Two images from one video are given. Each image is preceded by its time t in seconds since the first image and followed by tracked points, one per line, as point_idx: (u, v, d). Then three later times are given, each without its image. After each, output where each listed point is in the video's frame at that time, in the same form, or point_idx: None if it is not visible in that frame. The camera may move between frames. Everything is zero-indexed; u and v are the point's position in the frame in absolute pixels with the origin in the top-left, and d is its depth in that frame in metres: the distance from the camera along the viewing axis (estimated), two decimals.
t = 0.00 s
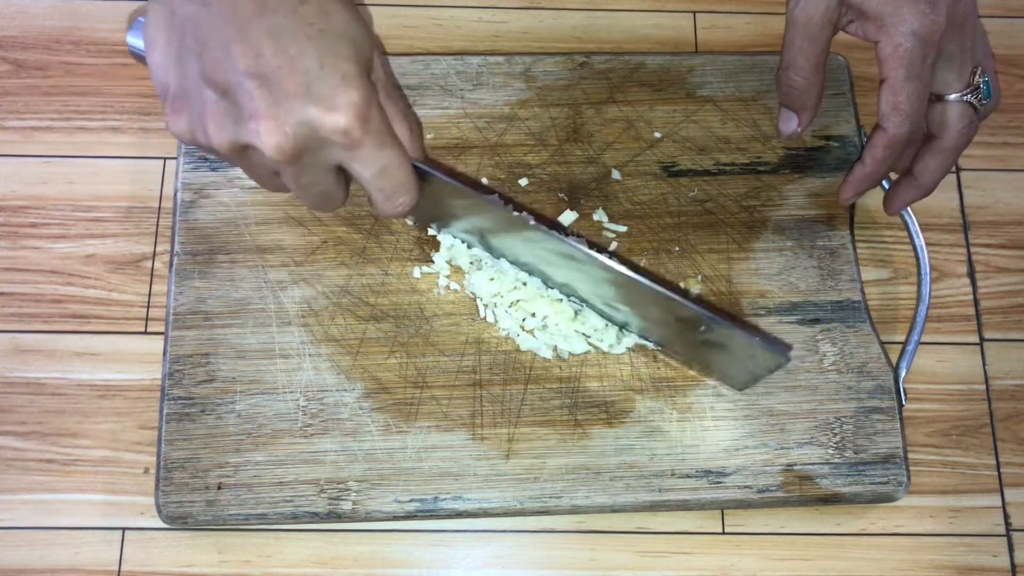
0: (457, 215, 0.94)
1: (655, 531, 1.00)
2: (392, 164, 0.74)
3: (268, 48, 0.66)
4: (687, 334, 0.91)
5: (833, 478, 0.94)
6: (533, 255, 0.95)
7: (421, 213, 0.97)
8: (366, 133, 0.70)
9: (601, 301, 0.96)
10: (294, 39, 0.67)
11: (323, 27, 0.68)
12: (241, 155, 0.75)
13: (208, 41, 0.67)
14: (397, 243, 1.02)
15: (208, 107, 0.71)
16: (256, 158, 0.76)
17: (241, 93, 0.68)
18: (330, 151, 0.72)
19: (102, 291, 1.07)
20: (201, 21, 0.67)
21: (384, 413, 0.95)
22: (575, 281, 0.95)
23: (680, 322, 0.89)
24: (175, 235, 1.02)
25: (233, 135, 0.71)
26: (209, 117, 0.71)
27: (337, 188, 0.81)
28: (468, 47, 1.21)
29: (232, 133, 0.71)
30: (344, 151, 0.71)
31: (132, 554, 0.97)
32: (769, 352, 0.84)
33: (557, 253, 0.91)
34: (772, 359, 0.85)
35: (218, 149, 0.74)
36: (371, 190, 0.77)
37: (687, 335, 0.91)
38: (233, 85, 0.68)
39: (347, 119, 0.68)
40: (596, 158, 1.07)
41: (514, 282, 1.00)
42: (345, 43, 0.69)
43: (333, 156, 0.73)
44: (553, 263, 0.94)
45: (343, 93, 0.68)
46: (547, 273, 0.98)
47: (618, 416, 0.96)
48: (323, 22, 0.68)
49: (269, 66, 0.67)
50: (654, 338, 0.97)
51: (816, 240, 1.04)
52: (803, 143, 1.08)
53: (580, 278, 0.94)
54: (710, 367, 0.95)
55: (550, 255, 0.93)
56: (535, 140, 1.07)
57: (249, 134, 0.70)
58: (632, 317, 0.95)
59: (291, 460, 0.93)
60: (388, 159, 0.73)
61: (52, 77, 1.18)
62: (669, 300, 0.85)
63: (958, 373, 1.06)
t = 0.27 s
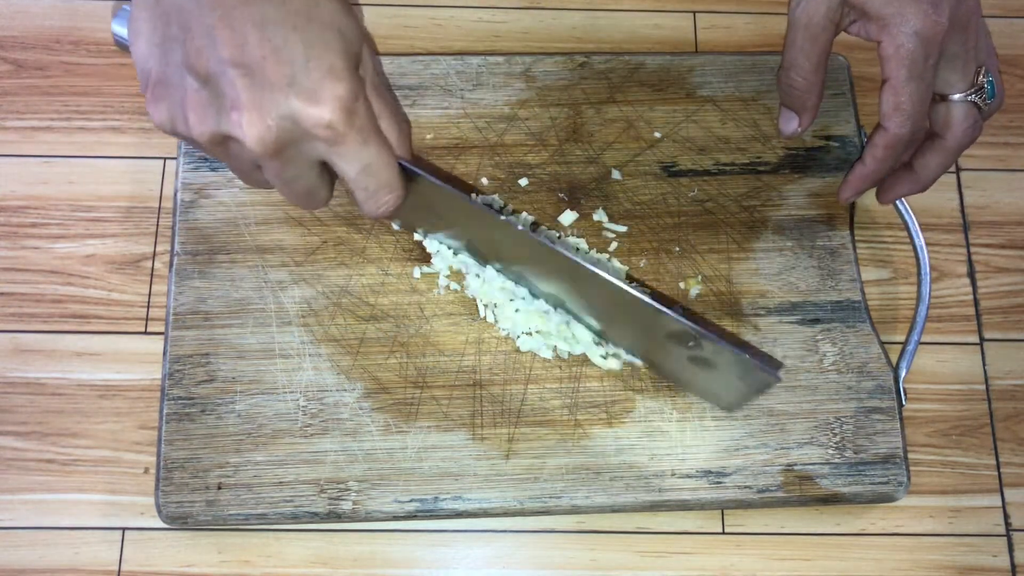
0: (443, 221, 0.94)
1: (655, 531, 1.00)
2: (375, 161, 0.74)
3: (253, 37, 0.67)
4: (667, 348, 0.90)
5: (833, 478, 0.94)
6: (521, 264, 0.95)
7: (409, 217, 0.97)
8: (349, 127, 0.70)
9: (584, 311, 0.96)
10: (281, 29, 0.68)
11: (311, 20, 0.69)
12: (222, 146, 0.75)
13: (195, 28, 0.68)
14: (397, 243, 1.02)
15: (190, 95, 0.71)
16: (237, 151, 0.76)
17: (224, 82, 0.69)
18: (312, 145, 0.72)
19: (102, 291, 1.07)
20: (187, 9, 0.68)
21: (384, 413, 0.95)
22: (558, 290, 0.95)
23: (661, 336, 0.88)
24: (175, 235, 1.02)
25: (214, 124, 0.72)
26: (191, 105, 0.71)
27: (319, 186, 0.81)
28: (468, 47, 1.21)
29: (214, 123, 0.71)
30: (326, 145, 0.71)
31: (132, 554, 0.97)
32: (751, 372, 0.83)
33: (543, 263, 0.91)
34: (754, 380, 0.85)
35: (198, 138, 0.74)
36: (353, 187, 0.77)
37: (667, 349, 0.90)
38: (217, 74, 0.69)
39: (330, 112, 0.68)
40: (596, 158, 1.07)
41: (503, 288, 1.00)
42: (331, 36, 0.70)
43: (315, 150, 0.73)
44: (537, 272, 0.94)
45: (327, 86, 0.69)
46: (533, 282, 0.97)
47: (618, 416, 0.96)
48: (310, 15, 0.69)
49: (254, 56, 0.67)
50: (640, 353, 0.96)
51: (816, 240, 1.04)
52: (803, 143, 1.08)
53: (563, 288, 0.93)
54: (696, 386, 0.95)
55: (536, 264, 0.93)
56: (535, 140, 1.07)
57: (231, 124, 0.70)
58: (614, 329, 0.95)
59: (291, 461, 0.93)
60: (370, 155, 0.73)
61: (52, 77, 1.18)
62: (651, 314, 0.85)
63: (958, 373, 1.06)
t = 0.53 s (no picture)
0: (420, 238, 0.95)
1: (655, 530, 1.00)
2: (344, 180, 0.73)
3: (222, 54, 0.66)
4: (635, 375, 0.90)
5: (833, 478, 0.94)
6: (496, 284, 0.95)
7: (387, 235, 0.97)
8: (315, 144, 0.69)
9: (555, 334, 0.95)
10: (249, 47, 0.67)
11: (280, 38, 0.68)
12: (189, 165, 0.72)
13: (163, 45, 0.67)
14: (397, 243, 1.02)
15: (156, 111, 0.68)
16: (205, 168, 0.73)
17: (190, 98, 0.67)
18: (279, 163, 0.71)
19: (102, 291, 1.07)
20: (159, 25, 0.67)
21: (384, 413, 0.95)
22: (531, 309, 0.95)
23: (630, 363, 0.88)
24: (175, 235, 1.02)
25: (179, 142, 0.69)
26: (156, 121, 0.69)
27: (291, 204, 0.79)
28: (468, 47, 1.21)
29: (178, 140, 0.68)
30: (292, 162, 0.70)
31: (133, 554, 0.97)
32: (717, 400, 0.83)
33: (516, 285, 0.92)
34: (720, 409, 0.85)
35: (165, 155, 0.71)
36: (324, 206, 0.75)
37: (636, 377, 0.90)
38: (184, 89, 0.67)
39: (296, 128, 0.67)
40: (596, 158, 1.07)
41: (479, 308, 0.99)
42: (302, 55, 0.69)
43: (282, 169, 0.71)
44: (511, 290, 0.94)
45: (294, 103, 0.67)
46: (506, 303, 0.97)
47: (618, 416, 0.95)
48: (282, 32, 0.69)
49: (221, 72, 0.66)
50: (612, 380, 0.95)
51: (817, 240, 1.04)
52: (803, 143, 1.08)
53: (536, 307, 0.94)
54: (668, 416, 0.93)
55: (510, 285, 0.94)
56: (534, 140, 1.07)
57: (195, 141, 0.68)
58: (586, 352, 0.94)
59: (291, 461, 0.93)
60: (339, 174, 0.71)
61: (52, 77, 1.18)
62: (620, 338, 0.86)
63: (958, 373, 1.06)
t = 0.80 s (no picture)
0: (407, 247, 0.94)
1: (655, 530, 1.00)
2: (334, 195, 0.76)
3: (212, 75, 0.67)
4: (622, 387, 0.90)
5: (833, 478, 0.94)
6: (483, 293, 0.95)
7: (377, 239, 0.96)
8: (305, 163, 0.71)
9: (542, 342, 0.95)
10: (241, 66, 0.68)
11: (272, 55, 0.69)
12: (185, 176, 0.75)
13: (158, 62, 0.68)
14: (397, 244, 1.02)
15: (154, 126, 0.71)
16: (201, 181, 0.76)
17: (184, 116, 0.69)
18: (271, 179, 0.73)
19: (102, 291, 1.07)
20: (153, 40, 0.68)
21: (384, 413, 0.95)
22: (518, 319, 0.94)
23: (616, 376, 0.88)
24: (175, 235, 1.02)
25: (175, 157, 0.71)
26: (154, 136, 0.71)
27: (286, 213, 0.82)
28: (468, 47, 1.21)
29: (175, 156, 0.71)
30: (284, 180, 0.73)
31: (133, 554, 0.97)
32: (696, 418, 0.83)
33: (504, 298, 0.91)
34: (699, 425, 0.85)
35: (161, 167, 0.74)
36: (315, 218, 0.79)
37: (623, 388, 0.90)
38: (179, 106, 0.69)
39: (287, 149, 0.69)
40: (596, 158, 1.07)
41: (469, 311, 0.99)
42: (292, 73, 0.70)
43: (275, 184, 0.74)
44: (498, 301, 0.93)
45: (284, 124, 0.69)
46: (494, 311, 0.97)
47: (618, 416, 0.96)
48: (272, 51, 0.69)
49: (213, 92, 0.67)
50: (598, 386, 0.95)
51: (816, 240, 1.04)
52: (803, 144, 1.08)
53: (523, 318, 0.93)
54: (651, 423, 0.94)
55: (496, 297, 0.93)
56: (534, 141, 1.07)
57: (191, 158, 0.70)
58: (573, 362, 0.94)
59: (291, 461, 0.93)
60: (330, 190, 0.75)
61: (52, 77, 1.18)
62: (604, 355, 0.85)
63: (958, 373, 1.06)
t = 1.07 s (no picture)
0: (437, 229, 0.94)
1: (654, 530, 1.00)
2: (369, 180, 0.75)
3: (248, 59, 0.66)
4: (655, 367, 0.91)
5: (833, 478, 0.94)
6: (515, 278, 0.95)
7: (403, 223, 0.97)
8: (343, 147, 0.71)
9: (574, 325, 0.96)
10: (276, 51, 0.66)
11: (305, 39, 0.68)
12: (217, 162, 0.75)
13: (189, 47, 0.67)
14: (397, 244, 1.02)
15: (187, 113, 0.70)
16: (232, 166, 0.76)
17: (219, 103, 0.68)
18: (307, 164, 0.73)
19: (102, 291, 1.07)
20: (183, 26, 0.66)
21: (384, 413, 0.95)
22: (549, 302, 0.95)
23: (650, 357, 0.89)
24: (175, 235, 1.02)
25: (210, 143, 0.71)
26: (187, 123, 0.71)
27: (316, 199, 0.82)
28: (468, 47, 1.21)
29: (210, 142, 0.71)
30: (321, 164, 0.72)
31: (132, 554, 0.97)
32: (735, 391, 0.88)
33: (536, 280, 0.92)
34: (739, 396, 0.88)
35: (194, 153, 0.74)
36: (349, 202, 0.79)
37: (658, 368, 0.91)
38: (212, 92, 0.68)
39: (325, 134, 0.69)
40: (596, 158, 1.07)
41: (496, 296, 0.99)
42: (327, 57, 0.69)
43: (310, 169, 0.74)
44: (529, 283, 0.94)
45: (322, 108, 0.68)
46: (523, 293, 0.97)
47: (618, 416, 0.96)
48: (306, 35, 0.68)
49: (249, 78, 0.66)
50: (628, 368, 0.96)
51: (816, 240, 1.04)
52: (803, 143, 1.08)
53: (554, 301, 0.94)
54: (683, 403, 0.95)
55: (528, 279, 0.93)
56: (535, 141, 1.07)
57: (227, 144, 0.70)
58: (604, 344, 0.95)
59: (291, 461, 0.93)
60: (365, 174, 0.74)
61: (52, 77, 1.18)
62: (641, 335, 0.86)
63: (958, 373, 1.06)
